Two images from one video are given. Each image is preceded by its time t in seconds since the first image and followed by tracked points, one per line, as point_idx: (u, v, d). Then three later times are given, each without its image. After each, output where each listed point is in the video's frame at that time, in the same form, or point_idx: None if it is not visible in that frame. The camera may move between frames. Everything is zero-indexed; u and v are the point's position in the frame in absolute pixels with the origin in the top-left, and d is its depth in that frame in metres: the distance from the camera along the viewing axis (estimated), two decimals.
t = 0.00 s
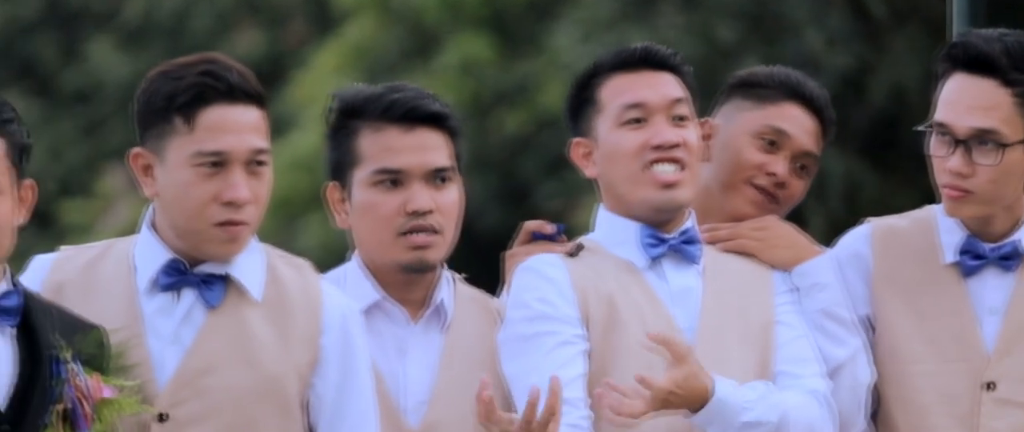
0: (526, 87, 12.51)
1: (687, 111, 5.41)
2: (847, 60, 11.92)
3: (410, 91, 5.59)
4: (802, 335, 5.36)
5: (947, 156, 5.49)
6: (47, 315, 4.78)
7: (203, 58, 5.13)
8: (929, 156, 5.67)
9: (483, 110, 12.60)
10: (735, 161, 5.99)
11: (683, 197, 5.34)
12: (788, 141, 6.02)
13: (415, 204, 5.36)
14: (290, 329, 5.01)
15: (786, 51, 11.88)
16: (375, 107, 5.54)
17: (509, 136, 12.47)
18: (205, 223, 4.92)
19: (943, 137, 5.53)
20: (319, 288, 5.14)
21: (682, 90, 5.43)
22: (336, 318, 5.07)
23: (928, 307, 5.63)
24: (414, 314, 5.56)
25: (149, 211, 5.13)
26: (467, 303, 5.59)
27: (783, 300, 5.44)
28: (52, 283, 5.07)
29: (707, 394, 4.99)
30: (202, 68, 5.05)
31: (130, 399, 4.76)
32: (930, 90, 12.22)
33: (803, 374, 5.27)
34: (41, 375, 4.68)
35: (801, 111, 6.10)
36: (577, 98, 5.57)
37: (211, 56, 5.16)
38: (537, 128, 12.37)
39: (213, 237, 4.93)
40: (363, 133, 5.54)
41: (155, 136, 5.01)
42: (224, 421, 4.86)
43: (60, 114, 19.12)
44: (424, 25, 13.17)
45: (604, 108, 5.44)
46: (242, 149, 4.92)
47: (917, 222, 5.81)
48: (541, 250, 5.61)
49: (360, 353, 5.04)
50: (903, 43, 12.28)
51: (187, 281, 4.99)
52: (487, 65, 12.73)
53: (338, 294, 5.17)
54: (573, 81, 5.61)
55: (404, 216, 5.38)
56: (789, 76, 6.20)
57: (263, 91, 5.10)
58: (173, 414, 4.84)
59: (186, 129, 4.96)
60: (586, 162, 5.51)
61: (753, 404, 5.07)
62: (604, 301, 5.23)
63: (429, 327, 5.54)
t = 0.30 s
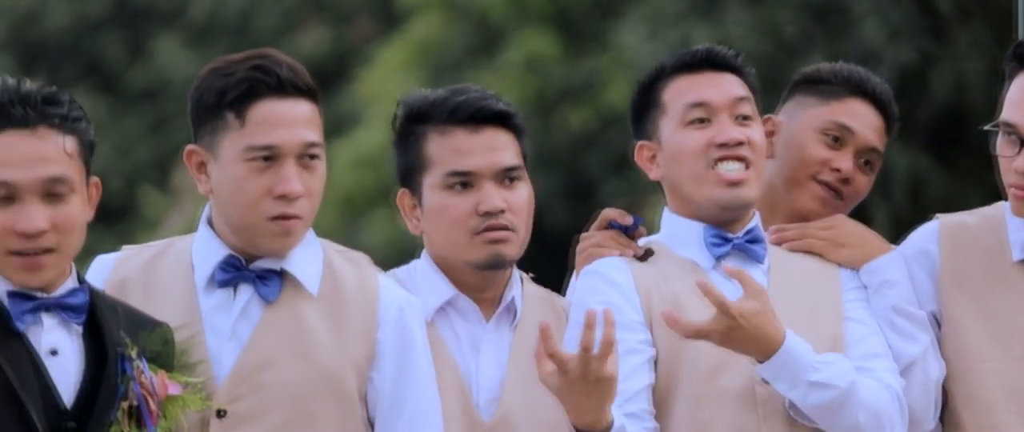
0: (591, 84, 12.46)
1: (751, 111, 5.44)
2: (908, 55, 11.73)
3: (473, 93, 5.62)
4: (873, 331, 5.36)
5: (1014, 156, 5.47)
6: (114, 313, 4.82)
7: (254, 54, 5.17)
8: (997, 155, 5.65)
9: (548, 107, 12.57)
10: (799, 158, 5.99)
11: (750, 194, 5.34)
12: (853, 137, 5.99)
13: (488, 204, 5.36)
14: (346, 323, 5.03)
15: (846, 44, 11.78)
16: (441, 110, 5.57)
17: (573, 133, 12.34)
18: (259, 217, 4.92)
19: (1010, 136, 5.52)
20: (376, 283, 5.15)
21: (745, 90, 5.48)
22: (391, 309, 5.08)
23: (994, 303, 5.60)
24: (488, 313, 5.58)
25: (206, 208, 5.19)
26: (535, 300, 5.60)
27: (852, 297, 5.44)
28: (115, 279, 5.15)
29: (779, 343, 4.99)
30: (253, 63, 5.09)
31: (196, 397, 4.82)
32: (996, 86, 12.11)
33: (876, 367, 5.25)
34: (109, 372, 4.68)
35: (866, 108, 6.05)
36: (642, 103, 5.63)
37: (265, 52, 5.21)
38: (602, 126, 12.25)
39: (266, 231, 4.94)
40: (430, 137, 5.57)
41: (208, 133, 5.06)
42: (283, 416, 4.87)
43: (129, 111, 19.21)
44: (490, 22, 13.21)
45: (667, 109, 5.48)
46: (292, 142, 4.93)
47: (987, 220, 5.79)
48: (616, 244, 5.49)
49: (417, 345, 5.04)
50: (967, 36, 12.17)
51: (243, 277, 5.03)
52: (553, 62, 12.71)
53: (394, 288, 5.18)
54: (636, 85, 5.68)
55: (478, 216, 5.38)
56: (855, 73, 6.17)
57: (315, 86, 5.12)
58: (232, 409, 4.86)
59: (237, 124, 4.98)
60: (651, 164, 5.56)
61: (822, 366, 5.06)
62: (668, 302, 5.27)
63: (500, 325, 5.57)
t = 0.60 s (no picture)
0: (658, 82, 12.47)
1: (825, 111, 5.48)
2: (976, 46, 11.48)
3: (537, 111, 5.54)
4: (948, 335, 5.35)
5: None
6: (184, 311, 4.87)
7: (318, 52, 5.17)
8: None
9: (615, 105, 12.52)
10: (863, 152, 5.98)
11: (825, 192, 5.35)
12: (917, 134, 5.97)
13: (566, 225, 5.30)
14: (415, 317, 5.05)
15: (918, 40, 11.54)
16: (507, 136, 5.49)
17: (641, 131, 12.36)
18: (326, 215, 4.92)
19: None
20: (444, 276, 5.17)
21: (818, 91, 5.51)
22: (459, 301, 5.09)
23: None
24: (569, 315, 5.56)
25: (275, 206, 5.20)
26: (610, 301, 5.67)
27: (928, 301, 5.44)
28: (184, 280, 5.17)
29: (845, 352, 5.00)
30: (316, 62, 5.09)
31: (264, 394, 4.85)
32: None
33: (951, 372, 5.25)
34: (177, 369, 4.74)
35: (932, 105, 6.04)
36: (715, 108, 5.67)
37: (328, 49, 5.20)
38: (669, 123, 12.28)
39: (334, 228, 4.94)
40: (501, 165, 5.50)
41: (274, 133, 5.06)
42: (352, 413, 4.89)
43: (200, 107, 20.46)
44: (556, 18, 13.24)
45: (741, 111, 5.52)
46: (358, 140, 4.92)
47: None
48: (701, 244, 5.42)
49: (485, 338, 5.02)
50: None
51: (313, 274, 5.03)
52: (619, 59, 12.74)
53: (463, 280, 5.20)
54: (709, 94, 5.73)
55: (558, 239, 5.33)
56: (921, 71, 6.16)
57: (379, 82, 5.12)
58: (305, 406, 4.89)
59: (302, 123, 4.99)
60: (726, 168, 5.57)
61: (890, 375, 5.07)
62: (740, 305, 5.26)
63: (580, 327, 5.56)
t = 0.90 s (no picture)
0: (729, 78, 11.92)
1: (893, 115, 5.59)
2: None
3: (586, 100, 5.75)
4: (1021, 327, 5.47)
5: None
6: (256, 307, 4.88)
7: (392, 47, 5.16)
8: None
9: (682, 103, 11.92)
10: (920, 156, 5.94)
11: (895, 193, 5.46)
12: (970, 135, 5.95)
13: (619, 201, 5.49)
14: (492, 312, 5.05)
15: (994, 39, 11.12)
16: (558, 122, 5.71)
17: (710, 128, 11.77)
18: (402, 210, 4.93)
19: None
20: (519, 270, 5.16)
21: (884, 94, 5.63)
22: (535, 294, 5.09)
23: None
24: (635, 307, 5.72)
25: (349, 204, 5.20)
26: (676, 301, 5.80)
27: (1002, 294, 5.51)
28: (258, 280, 5.15)
29: (910, 350, 5.17)
30: (390, 58, 5.09)
31: (336, 391, 4.84)
32: None
33: None
34: (249, 365, 4.75)
35: (983, 106, 6.03)
36: (783, 114, 5.79)
37: (401, 45, 5.20)
38: (738, 120, 11.74)
39: (412, 223, 4.94)
40: (554, 149, 5.71)
41: (349, 129, 5.07)
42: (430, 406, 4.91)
43: (264, 105, 18.65)
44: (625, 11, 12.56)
45: (809, 115, 5.65)
46: (433, 135, 4.93)
47: None
48: (772, 250, 5.57)
49: (560, 327, 5.03)
50: None
51: (389, 270, 5.04)
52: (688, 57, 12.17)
53: (540, 276, 5.19)
54: (778, 100, 5.85)
55: (612, 216, 5.51)
56: (971, 74, 6.12)
57: (453, 77, 5.12)
58: (382, 401, 4.89)
59: (377, 119, 4.99)
60: (793, 174, 5.70)
61: (958, 369, 5.22)
62: (807, 306, 5.40)
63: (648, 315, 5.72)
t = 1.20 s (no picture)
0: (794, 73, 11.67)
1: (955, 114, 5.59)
2: None
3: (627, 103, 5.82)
4: None
5: None
6: (325, 298, 4.90)
7: (465, 42, 5.20)
8: None
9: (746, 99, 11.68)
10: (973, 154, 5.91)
11: (956, 191, 5.46)
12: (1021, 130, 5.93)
13: (671, 195, 5.55)
14: (564, 305, 5.06)
15: None
16: (603, 124, 5.77)
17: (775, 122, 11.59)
18: (475, 202, 4.96)
19: None
20: (592, 263, 5.16)
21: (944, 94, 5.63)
22: (608, 290, 5.08)
23: None
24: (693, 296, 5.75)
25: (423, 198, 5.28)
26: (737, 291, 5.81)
27: None
28: (336, 273, 5.26)
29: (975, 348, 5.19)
30: (462, 51, 5.12)
31: (403, 383, 4.87)
32: None
33: None
34: (319, 358, 4.76)
35: None
36: (844, 115, 5.81)
37: (473, 39, 5.23)
38: (802, 114, 11.57)
39: (484, 215, 4.98)
40: (601, 150, 5.77)
41: (421, 123, 5.11)
42: (494, 401, 4.94)
43: (330, 100, 17.39)
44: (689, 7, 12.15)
45: (867, 115, 5.67)
46: (505, 128, 4.96)
47: None
48: (835, 248, 5.58)
49: (632, 323, 5.01)
50: None
51: (461, 264, 5.10)
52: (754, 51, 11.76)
53: (614, 271, 5.18)
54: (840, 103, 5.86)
55: (665, 210, 5.57)
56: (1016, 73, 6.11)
57: (525, 70, 5.15)
58: (453, 394, 4.95)
59: (449, 112, 5.03)
60: (854, 175, 5.72)
61: None
62: (869, 304, 5.41)
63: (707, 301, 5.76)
